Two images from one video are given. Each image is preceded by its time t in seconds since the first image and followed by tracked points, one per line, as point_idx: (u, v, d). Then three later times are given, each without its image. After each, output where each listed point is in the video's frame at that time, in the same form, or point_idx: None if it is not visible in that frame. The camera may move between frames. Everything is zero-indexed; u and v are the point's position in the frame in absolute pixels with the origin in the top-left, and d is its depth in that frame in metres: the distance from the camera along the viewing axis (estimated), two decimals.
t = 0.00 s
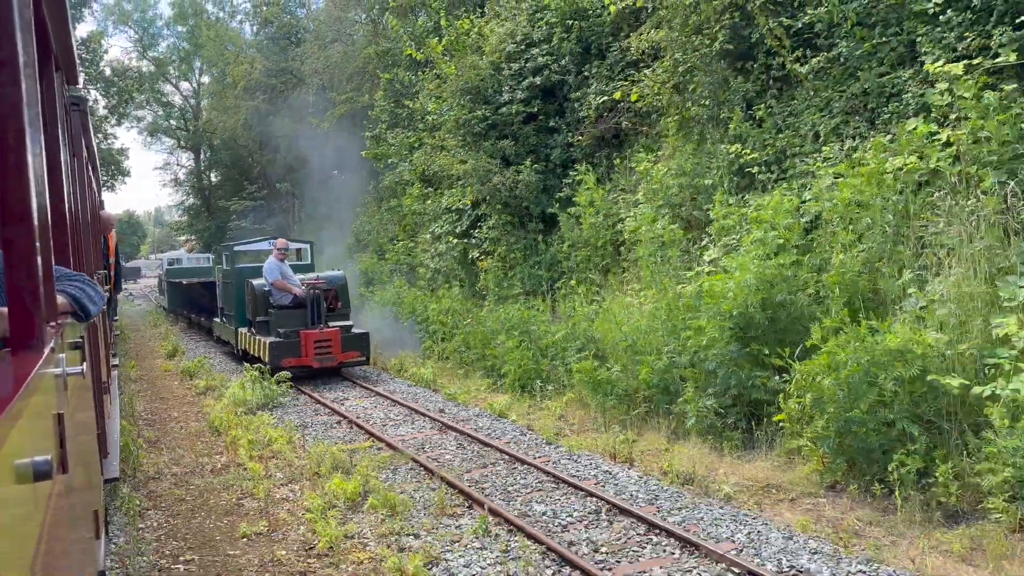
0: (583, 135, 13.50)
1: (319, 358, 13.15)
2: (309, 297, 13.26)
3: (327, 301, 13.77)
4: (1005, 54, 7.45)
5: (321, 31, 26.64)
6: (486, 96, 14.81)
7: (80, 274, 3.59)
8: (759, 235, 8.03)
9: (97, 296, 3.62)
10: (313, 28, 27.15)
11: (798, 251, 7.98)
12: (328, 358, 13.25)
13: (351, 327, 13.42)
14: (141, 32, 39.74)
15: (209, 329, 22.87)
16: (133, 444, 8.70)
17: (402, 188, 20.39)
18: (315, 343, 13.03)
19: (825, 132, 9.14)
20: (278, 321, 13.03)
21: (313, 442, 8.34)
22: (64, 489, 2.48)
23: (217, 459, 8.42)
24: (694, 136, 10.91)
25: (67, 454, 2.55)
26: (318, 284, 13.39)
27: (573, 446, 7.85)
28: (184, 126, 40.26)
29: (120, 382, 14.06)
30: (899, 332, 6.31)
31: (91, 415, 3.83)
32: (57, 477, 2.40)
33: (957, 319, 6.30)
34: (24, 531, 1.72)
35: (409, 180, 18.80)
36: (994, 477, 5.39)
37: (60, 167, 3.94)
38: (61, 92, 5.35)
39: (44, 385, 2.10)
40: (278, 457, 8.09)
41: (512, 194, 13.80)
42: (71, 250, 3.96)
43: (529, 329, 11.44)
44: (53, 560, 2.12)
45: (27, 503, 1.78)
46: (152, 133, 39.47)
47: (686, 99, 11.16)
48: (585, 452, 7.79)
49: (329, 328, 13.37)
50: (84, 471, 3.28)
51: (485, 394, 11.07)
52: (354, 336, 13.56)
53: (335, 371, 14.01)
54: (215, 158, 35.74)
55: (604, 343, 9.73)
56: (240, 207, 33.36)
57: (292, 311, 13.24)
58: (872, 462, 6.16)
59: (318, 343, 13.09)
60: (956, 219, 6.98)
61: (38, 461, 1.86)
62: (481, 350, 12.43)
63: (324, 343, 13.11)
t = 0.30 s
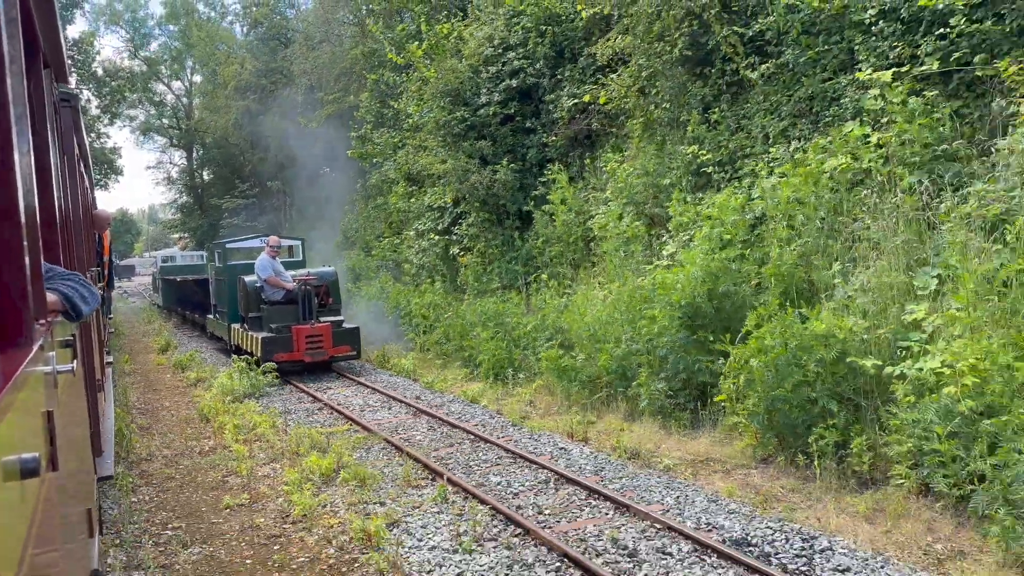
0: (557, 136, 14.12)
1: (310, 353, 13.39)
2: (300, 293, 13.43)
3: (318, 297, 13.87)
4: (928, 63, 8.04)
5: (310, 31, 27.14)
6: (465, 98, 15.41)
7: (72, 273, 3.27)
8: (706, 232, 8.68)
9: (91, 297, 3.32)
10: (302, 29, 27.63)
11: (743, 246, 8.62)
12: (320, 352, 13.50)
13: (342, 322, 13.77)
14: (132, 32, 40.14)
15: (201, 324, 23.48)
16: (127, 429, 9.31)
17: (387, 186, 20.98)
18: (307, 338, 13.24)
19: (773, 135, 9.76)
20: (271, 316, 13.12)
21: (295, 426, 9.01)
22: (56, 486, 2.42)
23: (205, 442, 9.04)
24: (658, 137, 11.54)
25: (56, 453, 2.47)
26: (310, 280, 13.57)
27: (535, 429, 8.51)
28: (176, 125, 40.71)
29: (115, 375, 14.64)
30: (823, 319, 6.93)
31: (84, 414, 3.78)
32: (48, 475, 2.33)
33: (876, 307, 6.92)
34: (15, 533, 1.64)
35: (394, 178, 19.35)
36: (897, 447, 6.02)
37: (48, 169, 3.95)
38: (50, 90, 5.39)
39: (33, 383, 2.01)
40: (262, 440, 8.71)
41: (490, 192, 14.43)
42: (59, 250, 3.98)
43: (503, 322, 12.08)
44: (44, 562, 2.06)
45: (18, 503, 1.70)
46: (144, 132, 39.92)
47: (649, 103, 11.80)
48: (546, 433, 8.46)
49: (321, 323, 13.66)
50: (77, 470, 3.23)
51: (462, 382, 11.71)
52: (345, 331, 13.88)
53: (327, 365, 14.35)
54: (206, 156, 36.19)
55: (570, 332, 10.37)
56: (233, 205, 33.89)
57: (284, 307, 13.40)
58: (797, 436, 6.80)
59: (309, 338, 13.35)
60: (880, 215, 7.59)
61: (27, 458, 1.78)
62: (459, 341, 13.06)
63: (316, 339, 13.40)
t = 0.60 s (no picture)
0: (533, 135, 14.72)
1: (301, 346, 13.81)
2: (292, 287, 13.71)
3: (308, 292, 14.38)
4: (863, 68, 8.61)
5: (298, 31, 27.61)
6: (445, 99, 16.00)
7: (60, 270, 3.41)
8: (660, 227, 9.32)
9: (81, 292, 3.46)
10: (290, 29, 28.08)
11: (695, 240, 9.27)
12: (311, 346, 13.90)
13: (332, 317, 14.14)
14: (124, 30, 40.51)
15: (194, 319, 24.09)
16: (121, 414, 9.94)
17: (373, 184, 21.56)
18: (297, 333, 13.70)
19: (727, 135, 10.38)
20: (261, 311, 13.59)
21: (278, 410, 9.68)
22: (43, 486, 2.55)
23: (194, 426, 9.67)
24: (624, 138, 12.18)
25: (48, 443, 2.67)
26: (301, 275, 13.87)
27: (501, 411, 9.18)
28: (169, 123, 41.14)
29: (110, 367, 15.26)
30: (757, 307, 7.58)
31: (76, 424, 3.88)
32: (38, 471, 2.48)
33: (806, 295, 7.55)
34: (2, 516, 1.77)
35: (379, 176, 19.92)
36: (816, 420, 6.69)
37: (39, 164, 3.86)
38: (41, 86, 5.42)
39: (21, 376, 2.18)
40: (247, 424, 9.33)
41: (469, 190, 15.04)
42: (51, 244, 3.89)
43: (479, 313, 12.72)
44: (33, 550, 2.14)
45: (7, 490, 1.84)
46: (137, 130, 40.38)
47: (616, 105, 12.44)
48: (511, 414, 9.13)
49: (312, 317, 14.04)
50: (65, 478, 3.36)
51: (440, 370, 12.35)
52: (334, 325, 14.24)
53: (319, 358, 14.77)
54: (198, 154, 36.66)
55: (539, 322, 11.02)
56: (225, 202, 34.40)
57: (276, 302, 13.68)
58: (733, 413, 7.47)
59: (300, 332, 13.75)
60: (814, 211, 8.23)
61: (15, 452, 1.92)
62: (439, 332, 13.69)
63: (306, 333, 13.80)
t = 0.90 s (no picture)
0: (511, 134, 15.32)
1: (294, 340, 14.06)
2: (283, 282, 14.01)
3: (300, 286, 14.67)
4: (806, 74, 9.16)
5: (287, 30, 28.10)
6: (426, 98, 16.55)
7: (53, 268, 3.45)
8: (620, 223, 9.95)
9: (72, 290, 3.49)
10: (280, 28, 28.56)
11: (653, 235, 9.90)
12: (303, 339, 14.16)
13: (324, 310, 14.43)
14: (117, 27, 40.88)
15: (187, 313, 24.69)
16: (115, 401, 10.55)
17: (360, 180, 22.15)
18: (290, 326, 13.97)
19: (687, 136, 10.99)
20: (254, 305, 13.85)
21: (263, 396, 10.33)
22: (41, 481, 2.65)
23: (184, 411, 10.28)
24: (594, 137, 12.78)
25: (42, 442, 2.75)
26: (292, 270, 14.17)
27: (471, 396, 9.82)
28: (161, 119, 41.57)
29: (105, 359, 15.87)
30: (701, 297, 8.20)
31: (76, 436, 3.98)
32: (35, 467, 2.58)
33: (747, 285, 8.18)
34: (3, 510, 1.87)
35: (366, 173, 20.50)
36: (751, 399, 7.33)
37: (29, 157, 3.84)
38: (33, 82, 5.52)
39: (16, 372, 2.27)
40: (234, 408, 9.94)
41: (450, 187, 15.65)
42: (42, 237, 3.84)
43: (457, 305, 13.34)
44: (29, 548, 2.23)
45: (5, 487, 1.94)
46: (131, 127, 40.81)
47: (588, 106, 13.02)
48: (481, 398, 9.77)
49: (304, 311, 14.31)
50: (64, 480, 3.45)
51: (420, 359, 12.99)
52: (327, 318, 14.52)
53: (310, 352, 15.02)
54: (191, 151, 37.14)
55: (512, 312, 11.66)
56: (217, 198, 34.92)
57: (269, 296, 13.96)
58: (680, 394, 8.11)
59: (292, 326, 14.01)
60: (759, 207, 8.86)
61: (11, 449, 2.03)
62: (420, 323, 14.32)
63: (299, 326, 14.06)
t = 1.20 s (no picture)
0: (491, 131, 15.93)
1: (287, 331, 14.43)
2: (277, 275, 14.32)
3: (294, 279, 14.91)
4: (759, 76, 9.73)
5: (278, 27, 28.56)
6: (410, 97, 17.11)
7: (48, 259, 3.55)
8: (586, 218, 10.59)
9: (68, 282, 3.61)
10: (271, 25, 29.04)
11: (617, 228, 10.54)
12: (297, 331, 14.54)
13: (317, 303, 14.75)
14: (111, 23, 41.29)
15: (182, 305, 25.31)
16: (112, 387, 11.16)
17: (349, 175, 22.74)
18: (283, 317, 14.29)
19: (653, 134, 11.59)
20: (248, 297, 14.13)
21: (251, 381, 10.95)
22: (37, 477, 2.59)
23: (176, 395, 10.89)
24: (568, 135, 13.43)
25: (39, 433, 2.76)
26: (286, 262, 14.37)
27: (446, 381, 10.48)
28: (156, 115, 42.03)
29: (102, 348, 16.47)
30: (657, 288, 8.84)
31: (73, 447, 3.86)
32: (34, 458, 2.56)
33: (699, 275, 8.80)
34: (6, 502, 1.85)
35: (354, 168, 21.10)
36: (697, 378, 7.97)
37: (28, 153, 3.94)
38: (29, 75, 5.45)
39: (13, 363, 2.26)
40: (223, 393, 10.55)
41: (433, 182, 16.27)
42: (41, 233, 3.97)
43: (438, 295, 13.97)
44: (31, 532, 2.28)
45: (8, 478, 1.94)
46: (125, 122, 41.27)
47: (563, 104, 13.62)
48: (456, 383, 10.42)
49: (297, 303, 14.66)
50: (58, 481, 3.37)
51: (403, 347, 13.62)
52: (320, 310, 14.83)
53: (304, 344, 15.35)
54: (185, 145, 37.63)
55: (489, 302, 12.30)
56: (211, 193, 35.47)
57: (262, 289, 14.30)
58: (635, 375, 8.76)
59: (286, 317, 14.38)
60: (712, 202, 9.49)
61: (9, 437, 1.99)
62: (404, 313, 14.95)
63: (292, 318, 14.43)
